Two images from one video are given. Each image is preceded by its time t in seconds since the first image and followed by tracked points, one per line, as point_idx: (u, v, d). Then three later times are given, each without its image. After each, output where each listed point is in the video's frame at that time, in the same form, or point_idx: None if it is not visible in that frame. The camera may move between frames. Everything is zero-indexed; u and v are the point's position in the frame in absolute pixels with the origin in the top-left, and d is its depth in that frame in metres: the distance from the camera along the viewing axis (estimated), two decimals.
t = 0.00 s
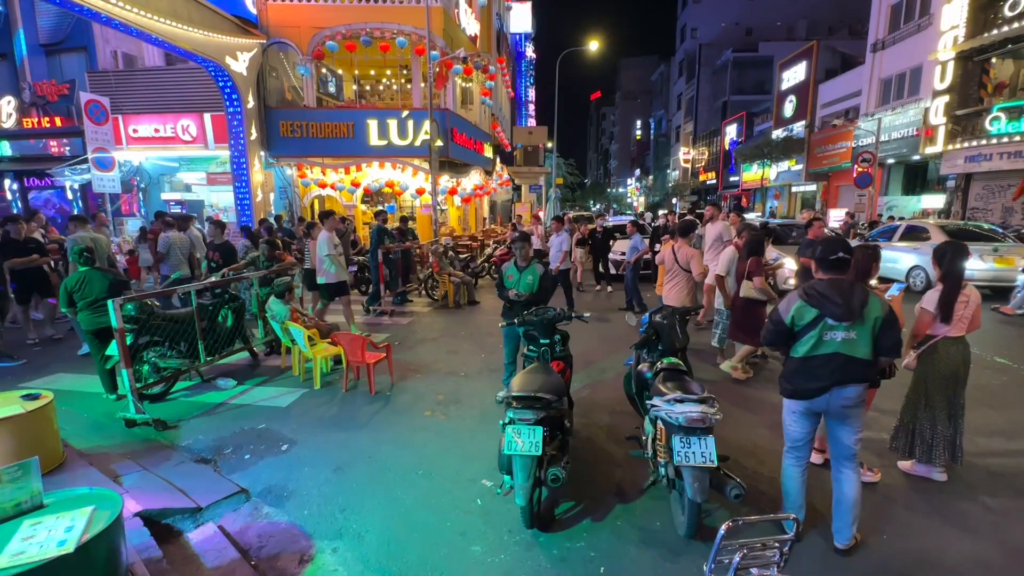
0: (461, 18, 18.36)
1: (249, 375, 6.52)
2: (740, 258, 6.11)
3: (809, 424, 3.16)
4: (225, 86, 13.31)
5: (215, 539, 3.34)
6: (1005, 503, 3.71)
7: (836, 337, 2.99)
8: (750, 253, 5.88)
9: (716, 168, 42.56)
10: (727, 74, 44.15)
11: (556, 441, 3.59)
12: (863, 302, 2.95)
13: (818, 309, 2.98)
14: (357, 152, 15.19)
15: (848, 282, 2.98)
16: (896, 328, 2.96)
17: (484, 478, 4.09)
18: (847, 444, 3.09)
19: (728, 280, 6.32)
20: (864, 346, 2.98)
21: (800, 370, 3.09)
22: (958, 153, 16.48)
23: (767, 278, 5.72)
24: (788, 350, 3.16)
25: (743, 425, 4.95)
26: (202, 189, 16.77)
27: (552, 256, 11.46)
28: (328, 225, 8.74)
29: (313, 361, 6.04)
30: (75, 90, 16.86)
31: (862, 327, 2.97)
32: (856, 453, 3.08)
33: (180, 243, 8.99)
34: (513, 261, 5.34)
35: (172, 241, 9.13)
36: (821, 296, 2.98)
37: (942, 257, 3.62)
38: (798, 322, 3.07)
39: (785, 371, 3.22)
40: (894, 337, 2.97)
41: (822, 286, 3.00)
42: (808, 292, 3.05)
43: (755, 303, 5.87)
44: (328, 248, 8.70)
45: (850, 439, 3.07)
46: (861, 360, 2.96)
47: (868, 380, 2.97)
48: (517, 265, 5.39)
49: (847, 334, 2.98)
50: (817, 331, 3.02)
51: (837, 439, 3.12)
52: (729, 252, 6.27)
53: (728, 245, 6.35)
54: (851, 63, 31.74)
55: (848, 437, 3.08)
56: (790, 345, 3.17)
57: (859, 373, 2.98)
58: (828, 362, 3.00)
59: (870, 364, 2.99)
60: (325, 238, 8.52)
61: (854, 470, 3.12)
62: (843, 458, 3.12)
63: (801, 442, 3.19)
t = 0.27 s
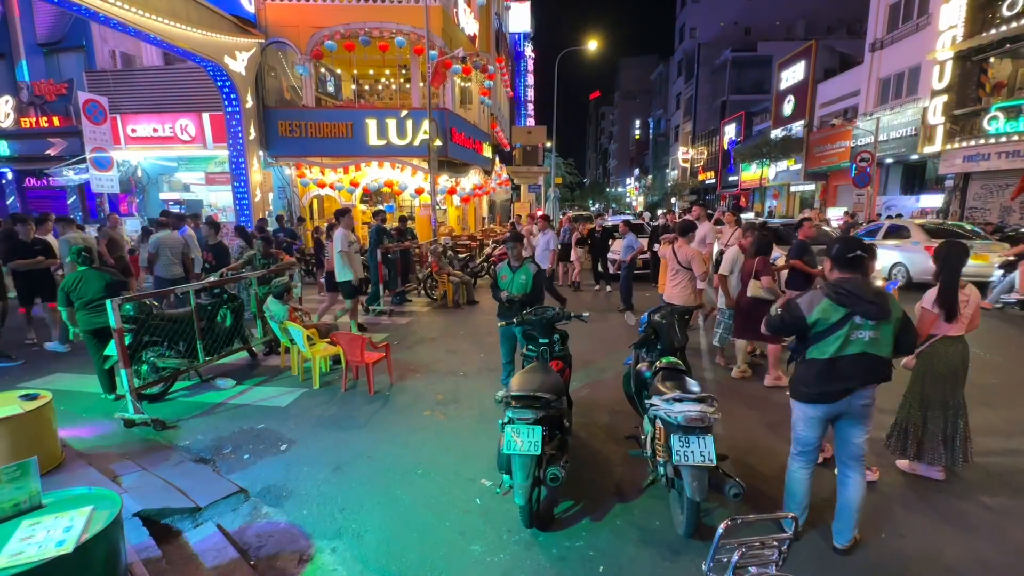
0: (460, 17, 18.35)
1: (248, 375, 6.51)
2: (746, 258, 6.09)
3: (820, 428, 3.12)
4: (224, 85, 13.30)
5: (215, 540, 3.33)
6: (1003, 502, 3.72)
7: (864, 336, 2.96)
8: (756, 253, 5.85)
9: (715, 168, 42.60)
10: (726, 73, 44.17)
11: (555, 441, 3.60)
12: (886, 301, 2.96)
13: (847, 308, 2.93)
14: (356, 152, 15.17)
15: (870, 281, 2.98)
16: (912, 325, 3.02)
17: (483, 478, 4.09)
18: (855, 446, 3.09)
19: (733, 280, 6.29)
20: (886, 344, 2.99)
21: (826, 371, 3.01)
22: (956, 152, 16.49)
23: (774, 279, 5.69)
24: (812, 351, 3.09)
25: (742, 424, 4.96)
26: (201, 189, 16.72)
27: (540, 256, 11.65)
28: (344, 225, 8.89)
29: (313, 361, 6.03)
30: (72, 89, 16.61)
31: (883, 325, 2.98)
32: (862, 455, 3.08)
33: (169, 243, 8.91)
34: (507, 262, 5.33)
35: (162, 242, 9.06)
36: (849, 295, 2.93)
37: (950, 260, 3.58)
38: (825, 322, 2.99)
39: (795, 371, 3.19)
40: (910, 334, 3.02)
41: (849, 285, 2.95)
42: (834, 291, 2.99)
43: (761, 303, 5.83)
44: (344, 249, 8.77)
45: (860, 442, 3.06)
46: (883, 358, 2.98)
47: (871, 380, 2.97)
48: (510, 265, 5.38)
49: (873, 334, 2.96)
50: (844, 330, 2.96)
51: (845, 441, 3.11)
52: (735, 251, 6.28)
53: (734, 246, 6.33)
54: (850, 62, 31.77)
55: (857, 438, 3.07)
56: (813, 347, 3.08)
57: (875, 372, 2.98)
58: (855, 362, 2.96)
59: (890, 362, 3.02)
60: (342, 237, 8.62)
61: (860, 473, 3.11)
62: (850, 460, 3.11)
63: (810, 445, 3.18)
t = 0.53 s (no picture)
0: (457, 16, 18.32)
1: (244, 374, 6.49)
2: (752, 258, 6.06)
3: (824, 429, 3.11)
4: (220, 84, 13.28)
5: (212, 539, 3.32)
6: (998, 499, 3.75)
7: (879, 337, 2.95)
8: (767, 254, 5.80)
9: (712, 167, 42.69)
10: (723, 72, 44.24)
11: (552, 439, 3.60)
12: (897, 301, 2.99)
13: (865, 308, 2.91)
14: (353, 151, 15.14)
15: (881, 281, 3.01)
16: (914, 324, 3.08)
17: (481, 477, 4.09)
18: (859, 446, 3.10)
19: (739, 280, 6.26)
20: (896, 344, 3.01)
21: (843, 371, 2.97)
22: (952, 151, 16.55)
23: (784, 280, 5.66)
24: (825, 352, 3.05)
25: (739, 422, 4.98)
26: (197, 187, 16.96)
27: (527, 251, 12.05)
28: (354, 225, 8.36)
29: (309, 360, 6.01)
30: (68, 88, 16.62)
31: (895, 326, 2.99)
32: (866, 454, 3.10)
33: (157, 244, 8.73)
34: (502, 260, 5.33)
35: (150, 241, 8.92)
36: (866, 295, 2.92)
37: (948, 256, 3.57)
38: (842, 323, 2.97)
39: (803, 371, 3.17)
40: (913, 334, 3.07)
41: (865, 285, 2.94)
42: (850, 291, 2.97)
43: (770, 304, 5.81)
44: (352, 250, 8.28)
45: (863, 441, 3.08)
46: (894, 359, 3.00)
47: (871, 379, 2.97)
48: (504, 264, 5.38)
49: (887, 334, 2.97)
50: (861, 331, 2.95)
51: (849, 441, 3.12)
52: (740, 251, 6.28)
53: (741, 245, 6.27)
54: (846, 61, 31.87)
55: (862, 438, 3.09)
56: (828, 347, 3.04)
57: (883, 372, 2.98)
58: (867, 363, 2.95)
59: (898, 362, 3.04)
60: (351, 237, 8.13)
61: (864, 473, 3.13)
62: (854, 460, 3.12)
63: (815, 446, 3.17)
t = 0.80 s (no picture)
0: (453, 15, 18.30)
1: (239, 375, 6.46)
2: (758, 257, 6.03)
3: (813, 427, 3.11)
4: (214, 83, 13.20)
5: (207, 541, 3.30)
6: (990, 495, 3.78)
7: (865, 338, 2.97)
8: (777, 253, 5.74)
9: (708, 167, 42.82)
10: (718, 72, 44.39)
11: (549, 439, 3.61)
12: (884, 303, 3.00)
13: (850, 310, 2.93)
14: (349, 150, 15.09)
15: (869, 283, 3.03)
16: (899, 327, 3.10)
17: (478, 477, 4.09)
18: (847, 443, 3.12)
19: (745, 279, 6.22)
20: (881, 347, 3.02)
21: (828, 371, 2.99)
22: (944, 151, 16.67)
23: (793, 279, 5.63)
24: (810, 353, 3.07)
25: (735, 421, 5.00)
26: (192, 188, 16.72)
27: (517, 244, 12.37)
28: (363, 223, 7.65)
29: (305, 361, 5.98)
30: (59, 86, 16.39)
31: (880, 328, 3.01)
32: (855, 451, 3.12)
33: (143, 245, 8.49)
34: (497, 260, 5.33)
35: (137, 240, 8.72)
36: (852, 296, 2.95)
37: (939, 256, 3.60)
38: (828, 323, 2.98)
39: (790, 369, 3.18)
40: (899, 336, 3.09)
41: (852, 286, 2.96)
42: (837, 292, 2.98)
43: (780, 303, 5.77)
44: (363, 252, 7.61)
45: (850, 438, 3.10)
46: (878, 360, 3.01)
47: (861, 378, 3.00)
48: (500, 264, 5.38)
49: (873, 336, 2.98)
50: (847, 332, 2.96)
51: (836, 438, 3.14)
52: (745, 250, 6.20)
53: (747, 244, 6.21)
54: (840, 62, 32.05)
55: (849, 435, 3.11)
56: (815, 347, 3.05)
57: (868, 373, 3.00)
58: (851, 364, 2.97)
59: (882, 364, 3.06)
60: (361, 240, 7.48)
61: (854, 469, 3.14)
62: (842, 457, 3.14)
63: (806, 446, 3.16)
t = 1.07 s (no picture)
0: (447, 15, 18.26)
1: (231, 376, 6.41)
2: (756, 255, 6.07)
3: (796, 423, 3.14)
4: (206, 82, 13.09)
5: (198, 544, 3.27)
6: (978, 492, 3.83)
7: (838, 337, 2.99)
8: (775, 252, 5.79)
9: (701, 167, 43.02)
10: (711, 73, 44.61)
11: (542, 438, 3.61)
12: (858, 302, 3.02)
13: (823, 308, 2.96)
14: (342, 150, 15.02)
15: (845, 282, 3.06)
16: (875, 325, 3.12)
17: (472, 477, 4.08)
18: (828, 440, 3.16)
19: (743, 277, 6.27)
20: (855, 346, 3.03)
21: (803, 369, 3.01)
22: (934, 152, 16.85)
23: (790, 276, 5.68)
24: (785, 351, 3.09)
25: (727, 420, 5.02)
26: (183, 186, 16.79)
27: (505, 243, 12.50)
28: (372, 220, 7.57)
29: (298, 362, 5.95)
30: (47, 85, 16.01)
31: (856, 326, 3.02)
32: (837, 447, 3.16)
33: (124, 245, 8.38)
34: (492, 259, 5.32)
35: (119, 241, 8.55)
36: (826, 295, 2.98)
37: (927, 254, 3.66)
38: (800, 321, 3.01)
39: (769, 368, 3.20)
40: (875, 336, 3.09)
41: (825, 285, 2.99)
42: (811, 290, 3.01)
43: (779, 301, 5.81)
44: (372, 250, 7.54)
45: (831, 434, 3.14)
46: (852, 358, 3.02)
47: (845, 376, 3.03)
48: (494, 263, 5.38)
49: (846, 334, 3.00)
50: (819, 330, 2.99)
51: (817, 434, 3.18)
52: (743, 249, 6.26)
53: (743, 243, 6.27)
54: (831, 63, 32.32)
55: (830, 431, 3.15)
56: (790, 346, 3.07)
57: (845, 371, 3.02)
58: (825, 362, 2.99)
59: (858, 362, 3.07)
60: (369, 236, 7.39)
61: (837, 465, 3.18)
62: (825, 453, 3.17)
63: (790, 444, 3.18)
